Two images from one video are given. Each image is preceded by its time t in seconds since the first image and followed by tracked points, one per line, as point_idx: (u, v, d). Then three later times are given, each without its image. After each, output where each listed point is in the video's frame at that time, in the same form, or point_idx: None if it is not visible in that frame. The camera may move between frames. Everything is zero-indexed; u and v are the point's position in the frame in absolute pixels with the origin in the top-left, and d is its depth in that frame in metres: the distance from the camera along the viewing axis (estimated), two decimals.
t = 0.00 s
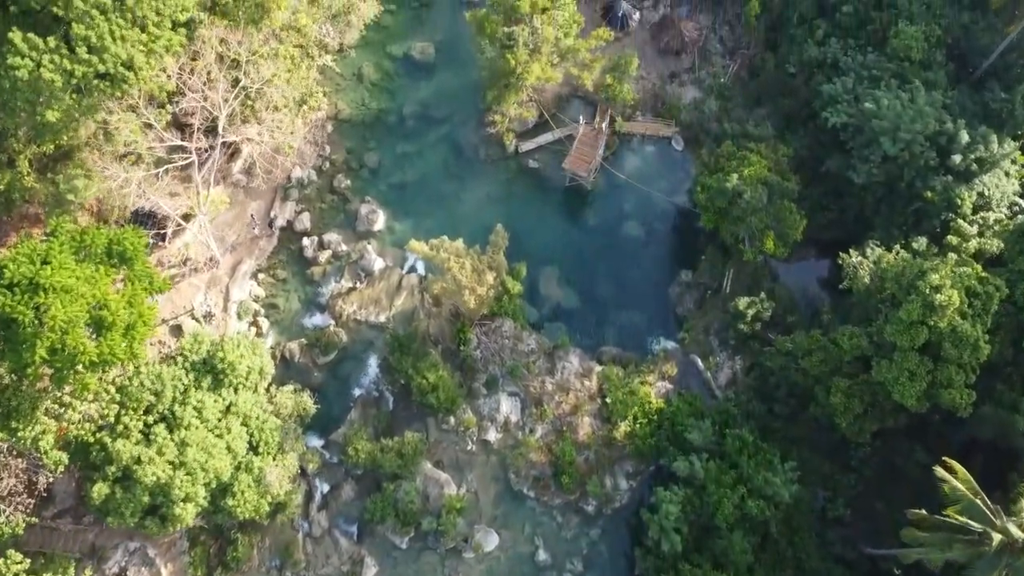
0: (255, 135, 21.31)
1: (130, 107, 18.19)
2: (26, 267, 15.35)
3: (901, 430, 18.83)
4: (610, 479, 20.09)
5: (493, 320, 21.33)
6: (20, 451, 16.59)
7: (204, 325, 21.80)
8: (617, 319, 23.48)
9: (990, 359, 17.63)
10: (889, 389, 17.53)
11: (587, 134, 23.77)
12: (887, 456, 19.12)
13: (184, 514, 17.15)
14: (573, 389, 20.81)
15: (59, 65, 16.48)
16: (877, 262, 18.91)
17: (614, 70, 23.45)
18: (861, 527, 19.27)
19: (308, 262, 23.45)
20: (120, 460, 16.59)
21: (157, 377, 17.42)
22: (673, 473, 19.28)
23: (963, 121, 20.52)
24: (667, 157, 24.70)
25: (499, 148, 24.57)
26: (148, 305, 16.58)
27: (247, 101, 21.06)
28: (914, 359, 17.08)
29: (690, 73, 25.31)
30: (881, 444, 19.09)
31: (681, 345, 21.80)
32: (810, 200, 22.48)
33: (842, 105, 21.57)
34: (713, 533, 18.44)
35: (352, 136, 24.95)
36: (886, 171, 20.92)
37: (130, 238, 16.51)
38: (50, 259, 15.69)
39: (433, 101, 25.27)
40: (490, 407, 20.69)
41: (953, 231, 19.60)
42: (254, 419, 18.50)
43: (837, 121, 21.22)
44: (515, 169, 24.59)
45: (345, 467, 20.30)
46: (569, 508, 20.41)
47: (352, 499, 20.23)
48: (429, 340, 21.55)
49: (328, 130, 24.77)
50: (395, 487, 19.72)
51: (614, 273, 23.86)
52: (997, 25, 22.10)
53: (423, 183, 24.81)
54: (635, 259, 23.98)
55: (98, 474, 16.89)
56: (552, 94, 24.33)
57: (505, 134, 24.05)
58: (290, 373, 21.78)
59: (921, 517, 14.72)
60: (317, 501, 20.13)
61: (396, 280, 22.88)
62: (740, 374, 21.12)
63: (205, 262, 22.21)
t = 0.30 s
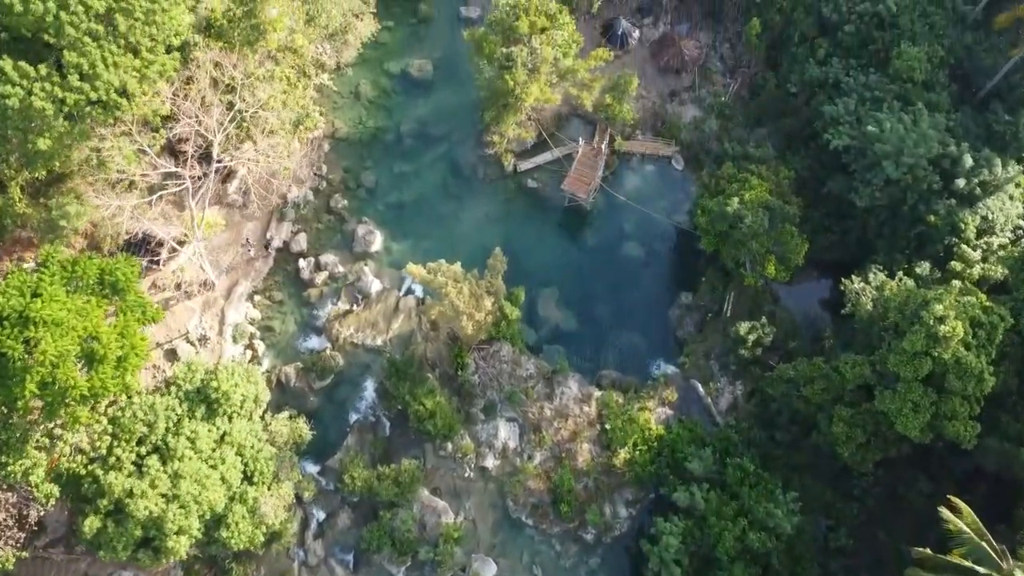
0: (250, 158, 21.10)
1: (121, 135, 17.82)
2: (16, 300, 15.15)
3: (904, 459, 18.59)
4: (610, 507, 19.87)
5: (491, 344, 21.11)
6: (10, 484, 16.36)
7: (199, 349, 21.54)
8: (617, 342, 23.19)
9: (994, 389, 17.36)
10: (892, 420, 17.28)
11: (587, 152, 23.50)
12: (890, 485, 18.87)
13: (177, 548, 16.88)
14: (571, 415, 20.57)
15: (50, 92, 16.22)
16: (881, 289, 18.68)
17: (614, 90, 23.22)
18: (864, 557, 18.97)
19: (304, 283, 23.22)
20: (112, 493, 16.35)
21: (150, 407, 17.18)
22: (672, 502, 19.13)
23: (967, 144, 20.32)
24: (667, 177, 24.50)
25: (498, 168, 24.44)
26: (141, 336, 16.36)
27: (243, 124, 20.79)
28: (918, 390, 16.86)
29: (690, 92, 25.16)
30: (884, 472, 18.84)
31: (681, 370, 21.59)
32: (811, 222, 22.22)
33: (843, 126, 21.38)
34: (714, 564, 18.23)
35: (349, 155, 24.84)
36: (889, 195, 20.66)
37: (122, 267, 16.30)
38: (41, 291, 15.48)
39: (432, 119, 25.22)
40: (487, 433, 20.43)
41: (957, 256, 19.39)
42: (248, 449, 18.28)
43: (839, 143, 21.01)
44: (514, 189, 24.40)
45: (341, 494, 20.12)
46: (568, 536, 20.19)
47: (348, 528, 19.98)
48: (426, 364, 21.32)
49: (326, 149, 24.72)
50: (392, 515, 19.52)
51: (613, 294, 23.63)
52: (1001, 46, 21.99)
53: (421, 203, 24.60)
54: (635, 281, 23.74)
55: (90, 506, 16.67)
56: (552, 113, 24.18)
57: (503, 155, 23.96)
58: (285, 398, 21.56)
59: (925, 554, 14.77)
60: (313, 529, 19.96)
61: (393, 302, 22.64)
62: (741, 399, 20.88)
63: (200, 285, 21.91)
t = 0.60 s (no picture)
0: (245, 182, 20.84)
1: (111, 160, 17.52)
2: (6, 333, 14.97)
3: (907, 487, 18.34)
4: (609, 535, 19.64)
5: (489, 369, 20.84)
6: None
7: (193, 373, 21.31)
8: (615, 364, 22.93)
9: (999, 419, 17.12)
10: (895, 451, 17.02)
11: (587, 172, 23.36)
12: (893, 515, 18.59)
13: None
14: (570, 441, 20.38)
15: (42, 121, 16.03)
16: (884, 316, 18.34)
17: (614, 109, 22.97)
18: None
19: (301, 304, 23.01)
20: (104, 527, 16.19)
21: (143, 438, 16.95)
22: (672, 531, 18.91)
23: (970, 167, 20.13)
24: (667, 196, 24.28)
25: (496, 187, 24.18)
26: (133, 368, 16.16)
27: (238, 146, 20.48)
28: (922, 422, 16.60)
29: (690, 110, 24.96)
30: (887, 501, 18.58)
31: (681, 395, 21.36)
32: (813, 243, 21.94)
33: (845, 148, 21.14)
34: None
35: (346, 174, 24.63)
36: (891, 218, 20.44)
37: (113, 297, 16.11)
38: (31, 324, 15.30)
39: (429, 137, 25.01)
40: (485, 459, 20.22)
41: (962, 281, 19.14)
42: (243, 478, 18.08)
43: (841, 166, 20.78)
44: (512, 209, 24.19)
45: (337, 521, 19.94)
46: (567, 564, 19.94)
47: (344, 556, 19.75)
48: (424, 388, 21.09)
49: (323, 168, 24.46)
50: (388, 543, 19.23)
51: (613, 315, 23.39)
52: (1005, 66, 21.91)
53: (418, 222, 24.36)
54: (635, 302, 23.50)
55: (82, 540, 16.47)
56: (551, 132, 23.93)
57: (501, 176, 23.54)
58: (281, 422, 21.30)
59: None
60: (308, 557, 19.69)
61: (390, 325, 22.43)
62: (742, 424, 20.66)
63: (195, 307, 21.77)
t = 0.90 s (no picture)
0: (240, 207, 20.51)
1: (102, 187, 17.19)
2: None
3: (910, 517, 18.10)
4: (608, 562, 19.42)
5: (487, 394, 20.52)
6: None
7: (188, 398, 21.06)
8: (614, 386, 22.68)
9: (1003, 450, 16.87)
10: (898, 482, 16.78)
11: (586, 193, 23.33)
12: (896, 544, 18.34)
13: None
14: (569, 467, 20.18)
15: (32, 150, 15.78)
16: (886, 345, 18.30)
17: (614, 128, 22.79)
18: None
19: (297, 325, 22.77)
20: (95, 561, 15.87)
21: (136, 469, 16.69)
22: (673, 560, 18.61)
23: (973, 190, 19.93)
24: (667, 215, 24.02)
25: (493, 207, 23.97)
26: (126, 399, 15.89)
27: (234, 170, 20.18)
28: (925, 453, 16.40)
29: (690, 128, 24.74)
30: (889, 530, 18.34)
31: (681, 420, 21.18)
32: (815, 265, 21.70)
33: (847, 169, 20.91)
34: None
35: (343, 193, 24.44)
36: (894, 241, 20.20)
37: (104, 328, 15.88)
38: (21, 357, 15.09)
39: (427, 155, 24.84)
40: (483, 485, 19.96)
41: (965, 306, 18.93)
42: (237, 508, 17.81)
43: (843, 188, 20.55)
44: (511, 228, 23.95)
45: (333, 548, 19.77)
46: None
47: None
48: (420, 412, 20.87)
49: (319, 187, 24.27)
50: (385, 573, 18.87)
51: (612, 337, 23.13)
52: (1009, 86, 21.72)
53: (416, 241, 24.13)
54: (634, 323, 23.24)
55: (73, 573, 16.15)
56: (550, 151, 23.68)
57: (500, 196, 23.26)
58: (277, 446, 21.10)
59: None
60: None
61: (387, 347, 22.17)
62: (742, 449, 20.45)
63: (190, 329, 21.58)
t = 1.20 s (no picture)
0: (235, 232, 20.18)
1: (95, 214, 16.83)
2: None
3: (913, 546, 17.85)
4: None
5: (486, 418, 20.39)
6: None
7: (182, 422, 20.87)
8: (614, 410, 22.37)
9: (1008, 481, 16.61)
10: (900, 513, 16.52)
11: (586, 214, 22.86)
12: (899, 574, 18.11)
13: None
14: (568, 493, 19.86)
15: (22, 179, 15.53)
16: (889, 373, 18.15)
17: (613, 148, 22.61)
18: None
19: (292, 347, 22.52)
20: None
21: (127, 501, 16.40)
22: None
23: (976, 214, 19.73)
24: (667, 235, 23.83)
25: (491, 228, 23.75)
26: (117, 431, 15.66)
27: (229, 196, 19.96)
28: (928, 484, 16.17)
29: (690, 146, 24.55)
30: (892, 560, 18.10)
31: (681, 446, 21.02)
32: (816, 286, 21.46)
33: (849, 191, 20.69)
34: None
35: (339, 213, 24.24)
36: (897, 265, 19.91)
37: (96, 359, 15.66)
38: (10, 391, 14.84)
39: (424, 174, 24.65)
40: (480, 511, 19.67)
41: (967, 332, 18.68)
42: (231, 538, 17.58)
43: (845, 211, 20.29)
44: (509, 248, 23.76)
45: None
46: None
47: None
48: (417, 437, 20.66)
49: (316, 207, 24.08)
50: None
51: (612, 358, 22.88)
52: (1012, 107, 21.53)
53: (413, 260, 23.91)
54: (634, 345, 22.99)
55: None
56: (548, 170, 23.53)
57: (497, 217, 23.14)
58: (272, 471, 20.83)
59: None
60: None
61: (384, 369, 21.99)
62: (743, 475, 20.24)
63: (184, 353, 21.20)
